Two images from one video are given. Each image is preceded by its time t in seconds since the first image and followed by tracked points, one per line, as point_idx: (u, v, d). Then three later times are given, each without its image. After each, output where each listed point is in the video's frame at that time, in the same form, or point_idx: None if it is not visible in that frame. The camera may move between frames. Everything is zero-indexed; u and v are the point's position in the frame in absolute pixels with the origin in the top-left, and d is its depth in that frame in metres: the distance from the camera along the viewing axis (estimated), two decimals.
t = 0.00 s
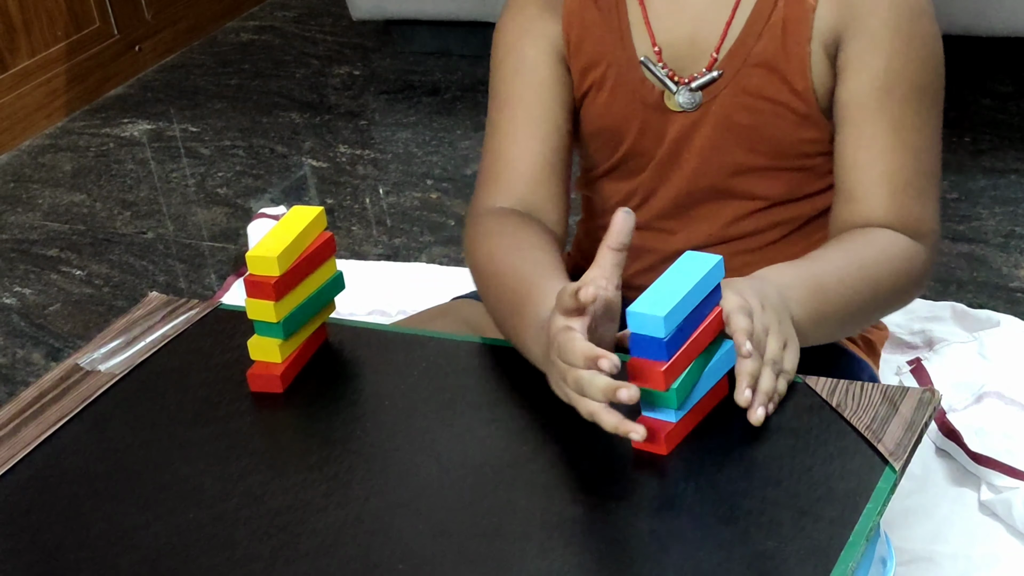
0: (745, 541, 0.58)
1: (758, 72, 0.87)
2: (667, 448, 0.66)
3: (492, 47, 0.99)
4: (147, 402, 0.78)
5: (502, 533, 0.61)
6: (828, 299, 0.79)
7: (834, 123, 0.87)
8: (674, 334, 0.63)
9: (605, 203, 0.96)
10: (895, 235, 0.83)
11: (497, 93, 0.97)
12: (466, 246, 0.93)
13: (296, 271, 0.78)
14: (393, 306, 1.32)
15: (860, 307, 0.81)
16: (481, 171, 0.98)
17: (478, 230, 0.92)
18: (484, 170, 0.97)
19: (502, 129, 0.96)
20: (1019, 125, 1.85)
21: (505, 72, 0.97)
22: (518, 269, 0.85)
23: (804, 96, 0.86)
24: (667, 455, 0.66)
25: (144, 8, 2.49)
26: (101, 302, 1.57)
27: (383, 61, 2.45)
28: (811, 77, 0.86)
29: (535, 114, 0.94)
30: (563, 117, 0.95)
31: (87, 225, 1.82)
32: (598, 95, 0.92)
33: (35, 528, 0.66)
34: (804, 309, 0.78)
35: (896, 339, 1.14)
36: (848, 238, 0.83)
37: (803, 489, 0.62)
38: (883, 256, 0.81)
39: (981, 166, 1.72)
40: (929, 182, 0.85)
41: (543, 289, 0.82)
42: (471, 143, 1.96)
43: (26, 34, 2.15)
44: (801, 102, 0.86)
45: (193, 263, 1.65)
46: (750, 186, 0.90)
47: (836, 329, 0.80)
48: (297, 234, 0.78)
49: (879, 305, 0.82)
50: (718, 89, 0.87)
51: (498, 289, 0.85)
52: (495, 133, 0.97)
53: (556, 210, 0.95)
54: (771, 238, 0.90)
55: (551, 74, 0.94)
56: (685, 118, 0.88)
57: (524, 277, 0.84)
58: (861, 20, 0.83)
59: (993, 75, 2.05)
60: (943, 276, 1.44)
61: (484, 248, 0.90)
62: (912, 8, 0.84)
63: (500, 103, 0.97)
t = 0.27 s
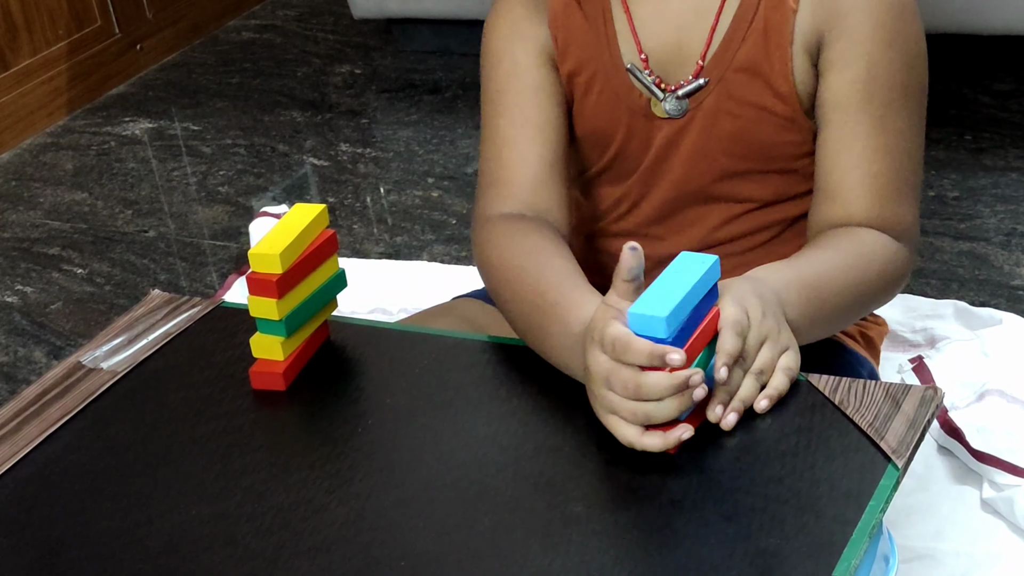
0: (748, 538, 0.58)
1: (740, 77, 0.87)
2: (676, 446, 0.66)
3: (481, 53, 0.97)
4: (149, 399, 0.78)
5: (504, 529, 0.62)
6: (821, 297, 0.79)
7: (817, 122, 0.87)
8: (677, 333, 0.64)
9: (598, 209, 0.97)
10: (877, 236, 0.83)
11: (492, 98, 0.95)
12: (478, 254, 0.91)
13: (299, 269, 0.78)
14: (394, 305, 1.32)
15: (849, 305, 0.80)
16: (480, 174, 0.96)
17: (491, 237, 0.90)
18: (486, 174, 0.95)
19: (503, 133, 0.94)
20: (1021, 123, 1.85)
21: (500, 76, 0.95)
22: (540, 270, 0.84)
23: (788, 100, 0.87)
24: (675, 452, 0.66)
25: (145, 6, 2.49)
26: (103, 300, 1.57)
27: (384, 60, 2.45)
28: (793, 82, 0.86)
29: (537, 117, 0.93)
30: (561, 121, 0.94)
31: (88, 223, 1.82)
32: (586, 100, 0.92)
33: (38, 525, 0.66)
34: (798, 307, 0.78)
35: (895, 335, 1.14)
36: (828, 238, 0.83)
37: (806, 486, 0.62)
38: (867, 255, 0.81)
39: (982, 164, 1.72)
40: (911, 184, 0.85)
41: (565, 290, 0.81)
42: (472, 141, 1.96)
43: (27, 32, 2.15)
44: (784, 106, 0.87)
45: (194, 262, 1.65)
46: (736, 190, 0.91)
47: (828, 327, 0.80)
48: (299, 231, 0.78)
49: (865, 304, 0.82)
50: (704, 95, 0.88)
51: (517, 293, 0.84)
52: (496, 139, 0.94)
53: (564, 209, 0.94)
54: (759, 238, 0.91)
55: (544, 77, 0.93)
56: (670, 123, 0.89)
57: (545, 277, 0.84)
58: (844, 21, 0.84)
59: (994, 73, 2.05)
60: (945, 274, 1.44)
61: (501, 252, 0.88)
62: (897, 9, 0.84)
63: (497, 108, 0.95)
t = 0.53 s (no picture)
0: (747, 537, 0.58)
1: (731, 83, 0.87)
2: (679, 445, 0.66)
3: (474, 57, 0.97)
4: (149, 398, 0.78)
5: (504, 529, 0.62)
6: (816, 298, 0.79)
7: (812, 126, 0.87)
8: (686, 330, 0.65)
9: (591, 212, 0.97)
10: (874, 238, 0.83)
11: (485, 104, 0.95)
12: (474, 259, 0.91)
13: (300, 268, 0.78)
14: (395, 304, 1.32)
15: (845, 306, 0.80)
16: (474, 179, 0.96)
17: (487, 241, 0.90)
18: (480, 179, 0.95)
19: (496, 138, 0.94)
20: (1021, 122, 1.85)
21: (492, 81, 0.95)
22: (536, 272, 0.85)
23: (780, 106, 0.87)
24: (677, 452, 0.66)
25: (145, 6, 2.49)
26: (103, 300, 1.57)
27: (384, 60, 2.45)
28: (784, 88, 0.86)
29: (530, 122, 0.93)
30: (554, 126, 0.94)
31: (88, 223, 1.82)
32: (579, 105, 0.92)
33: (37, 524, 0.66)
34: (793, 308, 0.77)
35: (895, 335, 1.14)
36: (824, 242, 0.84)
37: (806, 486, 0.62)
38: (864, 257, 0.82)
39: (983, 164, 1.72)
40: (907, 185, 0.85)
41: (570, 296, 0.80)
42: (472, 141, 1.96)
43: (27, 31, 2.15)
44: (777, 112, 0.87)
45: (194, 261, 1.65)
46: (728, 195, 0.91)
47: (823, 328, 0.80)
48: (300, 231, 0.78)
49: (861, 305, 0.82)
50: (696, 101, 0.88)
51: (515, 297, 0.84)
52: (488, 143, 0.94)
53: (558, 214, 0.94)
54: (753, 241, 0.92)
55: (536, 83, 0.93)
56: (663, 128, 0.89)
57: (548, 282, 0.83)
58: (837, 26, 0.83)
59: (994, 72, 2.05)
60: (945, 274, 1.44)
61: (499, 257, 0.88)
62: (889, 12, 0.83)
63: (490, 113, 0.95)
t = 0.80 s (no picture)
0: (747, 536, 0.58)
1: (731, 82, 0.87)
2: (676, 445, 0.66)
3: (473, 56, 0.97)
4: (149, 397, 0.78)
5: (503, 528, 0.61)
6: (815, 298, 0.79)
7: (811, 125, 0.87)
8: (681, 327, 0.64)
9: (592, 211, 0.97)
10: (874, 237, 0.83)
11: (484, 103, 0.95)
12: (476, 261, 0.91)
13: (299, 266, 0.78)
14: (394, 303, 1.32)
15: (844, 306, 0.80)
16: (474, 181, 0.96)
17: (488, 243, 0.90)
18: (480, 181, 0.95)
19: (496, 139, 0.94)
20: (1021, 122, 1.85)
21: (492, 82, 0.95)
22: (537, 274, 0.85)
23: (780, 104, 0.86)
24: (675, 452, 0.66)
25: (145, 4, 2.48)
26: (103, 298, 1.57)
27: (384, 58, 2.44)
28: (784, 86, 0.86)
29: (530, 123, 0.93)
30: (553, 125, 0.94)
31: (88, 221, 1.82)
32: (578, 104, 0.92)
33: (37, 523, 0.66)
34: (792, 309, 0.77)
35: (895, 333, 1.14)
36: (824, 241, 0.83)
37: (806, 485, 0.62)
38: (863, 257, 0.81)
39: (983, 163, 1.72)
40: (907, 185, 0.85)
41: (575, 302, 0.80)
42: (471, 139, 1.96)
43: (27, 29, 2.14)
44: (776, 110, 0.87)
45: (194, 260, 1.64)
46: (728, 194, 0.91)
47: (822, 328, 0.80)
48: (298, 229, 0.78)
49: (861, 304, 0.82)
50: (695, 100, 0.87)
51: (519, 298, 0.84)
52: (488, 145, 0.94)
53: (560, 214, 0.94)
54: (752, 240, 0.92)
55: (536, 82, 0.93)
56: (662, 126, 0.89)
57: (556, 287, 0.83)
58: (836, 25, 0.83)
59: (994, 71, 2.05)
60: (945, 273, 1.44)
61: (501, 259, 0.88)
62: (888, 11, 0.83)
63: (490, 114, 0.94)
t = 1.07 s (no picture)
0: (745, 535, 0.58)
1: (727, 83, 0.87)
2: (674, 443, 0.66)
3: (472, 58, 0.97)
4: (148, 395, 0.78)
5: (501, 526, 0.61)
6: (813, 297, 0.79)
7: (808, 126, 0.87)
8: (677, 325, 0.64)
9: (591, 211, 0.97)
10: (870, 239, 0.83)
11: (483, 104, 0.96)
12: (476, 261, 0.91)
13: (298, 264, 0.78)
14: (394, 301, 1.32)
15: (842, 305, 0.80)
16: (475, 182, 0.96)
17: (488, 244, 0.90)
18: (480, 182, 0.95)
19: (495, 140, 0.94)
20: (1020, 121, 1.85)
21: (489, 83, 0.95)
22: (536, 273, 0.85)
23: (776, 106, 0.86)
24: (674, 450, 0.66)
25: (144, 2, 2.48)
26: (101, 296, 1.57)
27: (383, 57, 2.44)
28: (781, 88, 0.86)
29: (527, 124, 0.93)
30: (551, 126, 0.94)
31: (87, 219, 1.82)
32: (574, 104, 0.92)
33: (35, 520, 0.66)
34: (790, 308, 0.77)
35: (893, 332, 1.14)
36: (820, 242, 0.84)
37: (804, 484, 0.62)
38: (860, 258, 0.82)
39: (982, 162, 1.72)
40: (903, 187, 0.85)
41: (577, 302, 0.80)
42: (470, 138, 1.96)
43: (26, 27, 2.14)
44: (773, 112, 0.87)
45: (192, 258, 1.64)
46: (726, 194, 0.91)
47: (820, 328, 0.80)
48: (298, 227, 0.78)
49: (858, 304, 0.82)
50: (692, 100, 0.87)
51: (518, 297, 0.84)
52: (487, 146, 0.95)
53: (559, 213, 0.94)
54: (752, 241, 0.92)
55: (533, 82, 0.93)
56: (658, 127, 0.89)
57: (557, 285, 0.83)
58: (833, 26, 0.83)
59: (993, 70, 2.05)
60: (944, 272, 1.44)
61: (501, 259, 0.88)
62: (885, 13, 0.83)
63: (488, 115, 0.95)
